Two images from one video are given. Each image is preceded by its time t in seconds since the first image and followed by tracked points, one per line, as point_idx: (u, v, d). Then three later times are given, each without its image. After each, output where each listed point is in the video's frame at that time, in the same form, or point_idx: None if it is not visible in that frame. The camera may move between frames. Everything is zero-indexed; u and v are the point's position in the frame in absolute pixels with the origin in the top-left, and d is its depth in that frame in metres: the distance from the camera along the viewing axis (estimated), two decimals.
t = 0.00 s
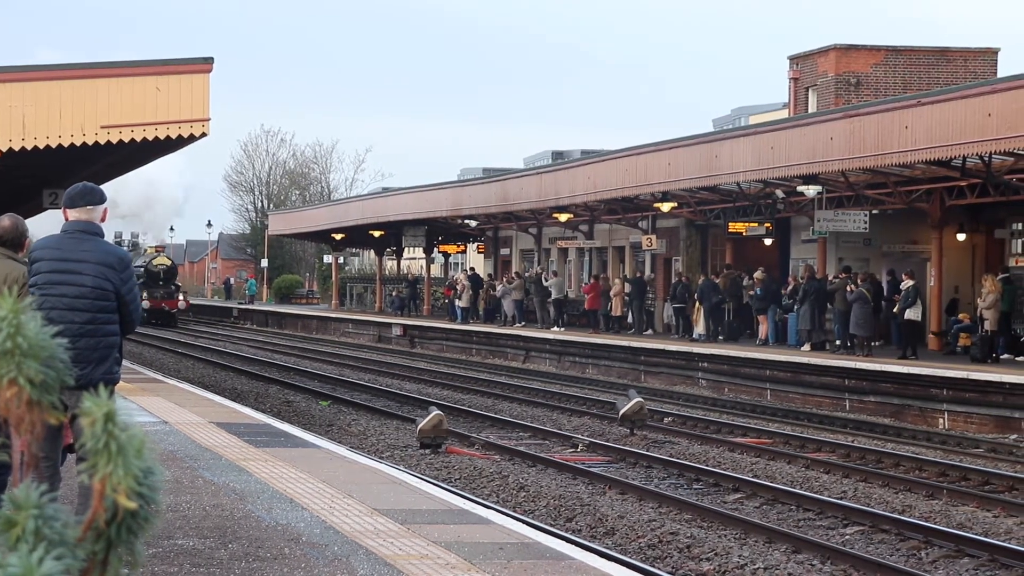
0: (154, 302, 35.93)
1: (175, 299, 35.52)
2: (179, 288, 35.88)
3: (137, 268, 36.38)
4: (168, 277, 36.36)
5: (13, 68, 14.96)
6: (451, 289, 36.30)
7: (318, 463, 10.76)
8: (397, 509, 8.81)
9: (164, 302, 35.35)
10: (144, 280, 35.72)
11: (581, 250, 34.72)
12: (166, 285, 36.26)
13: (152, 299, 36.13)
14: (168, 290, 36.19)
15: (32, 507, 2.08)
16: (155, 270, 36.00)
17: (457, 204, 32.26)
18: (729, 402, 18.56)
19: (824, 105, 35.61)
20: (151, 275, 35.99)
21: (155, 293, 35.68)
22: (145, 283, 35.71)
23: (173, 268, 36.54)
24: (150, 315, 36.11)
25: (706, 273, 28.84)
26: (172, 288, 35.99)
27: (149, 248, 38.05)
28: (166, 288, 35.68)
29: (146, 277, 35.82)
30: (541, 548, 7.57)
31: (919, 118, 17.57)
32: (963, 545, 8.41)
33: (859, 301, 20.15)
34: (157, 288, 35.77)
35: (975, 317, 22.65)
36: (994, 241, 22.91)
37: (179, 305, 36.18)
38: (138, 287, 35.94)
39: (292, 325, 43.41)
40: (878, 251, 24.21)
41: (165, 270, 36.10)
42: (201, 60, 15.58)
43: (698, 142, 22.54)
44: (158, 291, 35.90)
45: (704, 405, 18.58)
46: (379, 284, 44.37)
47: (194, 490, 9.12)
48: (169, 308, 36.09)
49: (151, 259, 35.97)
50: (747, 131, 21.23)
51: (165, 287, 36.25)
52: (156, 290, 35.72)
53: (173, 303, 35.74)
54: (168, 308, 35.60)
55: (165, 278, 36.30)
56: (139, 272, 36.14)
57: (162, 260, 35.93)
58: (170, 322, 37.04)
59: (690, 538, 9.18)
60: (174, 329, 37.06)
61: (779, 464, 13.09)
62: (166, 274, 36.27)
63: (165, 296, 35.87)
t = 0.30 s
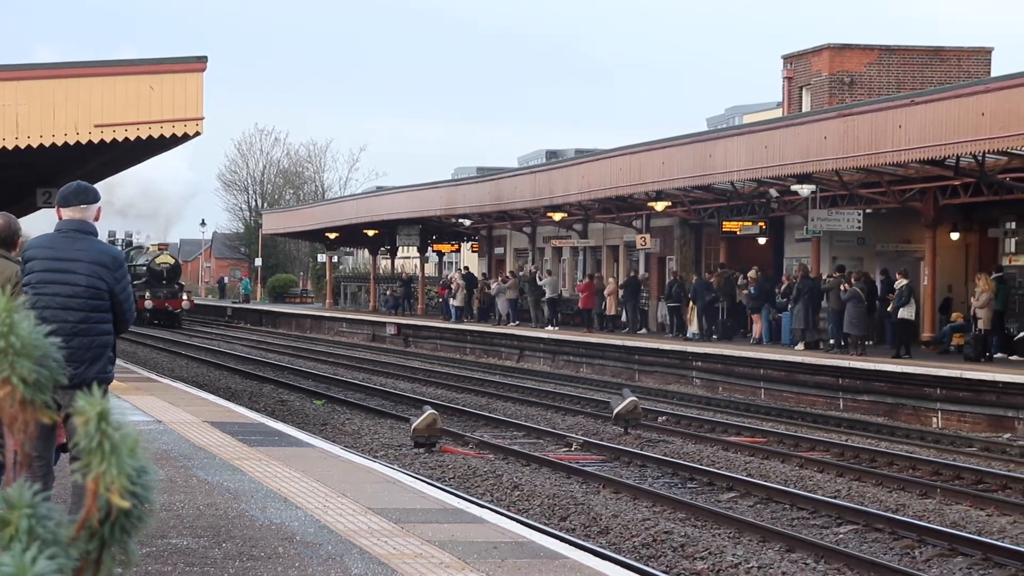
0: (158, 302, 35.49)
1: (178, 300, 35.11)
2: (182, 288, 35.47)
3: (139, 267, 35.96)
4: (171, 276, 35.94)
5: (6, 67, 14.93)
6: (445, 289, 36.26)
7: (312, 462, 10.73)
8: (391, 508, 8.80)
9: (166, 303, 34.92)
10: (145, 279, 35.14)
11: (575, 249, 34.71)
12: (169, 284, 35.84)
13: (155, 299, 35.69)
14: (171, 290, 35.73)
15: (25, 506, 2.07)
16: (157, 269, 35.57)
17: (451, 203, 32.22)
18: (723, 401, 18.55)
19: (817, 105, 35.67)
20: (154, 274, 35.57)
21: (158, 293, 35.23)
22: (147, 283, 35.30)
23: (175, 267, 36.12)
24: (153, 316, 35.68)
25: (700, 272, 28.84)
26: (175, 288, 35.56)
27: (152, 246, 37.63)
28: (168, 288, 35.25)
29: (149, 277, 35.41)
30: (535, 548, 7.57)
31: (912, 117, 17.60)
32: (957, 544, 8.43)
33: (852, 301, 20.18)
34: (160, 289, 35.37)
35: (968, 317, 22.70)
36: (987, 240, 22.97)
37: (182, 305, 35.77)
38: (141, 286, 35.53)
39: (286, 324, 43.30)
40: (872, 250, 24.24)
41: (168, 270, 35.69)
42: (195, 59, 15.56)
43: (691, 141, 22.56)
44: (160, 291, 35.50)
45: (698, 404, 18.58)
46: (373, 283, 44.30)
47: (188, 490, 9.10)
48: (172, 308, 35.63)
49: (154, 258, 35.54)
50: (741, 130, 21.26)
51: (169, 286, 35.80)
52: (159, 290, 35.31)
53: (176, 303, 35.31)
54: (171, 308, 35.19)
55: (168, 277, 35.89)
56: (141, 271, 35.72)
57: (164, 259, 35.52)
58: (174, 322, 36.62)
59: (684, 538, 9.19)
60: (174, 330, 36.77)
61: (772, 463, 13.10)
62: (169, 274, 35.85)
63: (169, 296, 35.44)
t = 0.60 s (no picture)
0: (162, 303, 35.25)
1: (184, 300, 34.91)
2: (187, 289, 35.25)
3: (144, 267, 35.75)
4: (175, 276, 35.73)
5: None
6: (440, 289, 36.23)
7: (306, 462, 10.73)
8: (386, 508, 8.80)
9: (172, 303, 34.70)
10: (151, 279, 34.91)
11: (570, 249, 34.72)
12: (174, 284, 35.63)
13: (160, 300, 35.44)
14: (177, 291, 35.49)
15: (20, 506, 2.07)
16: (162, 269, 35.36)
17: (446, 203, 32.22)
18: (718, 401, 18.56)
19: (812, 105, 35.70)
20: (159, 274, 35.35)
21: (162, 294, 35.03)
22: (152, 283, 35.09)
23: (180, 266, 35.90)
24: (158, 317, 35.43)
25: (695, 272, 28.85)
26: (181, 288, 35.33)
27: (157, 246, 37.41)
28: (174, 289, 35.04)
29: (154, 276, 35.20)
30: (530, 548, 7.57)
31: (906, 117, 17.63)
32: (951, 544, 8.44)
33: (847, 301, 20.20)
34: (165, 289, 35.15)
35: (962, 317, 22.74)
36: (982, 240, 23.01)
37: (187, 305, 35.56)
38: (146, 286, 35.32)
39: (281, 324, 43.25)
40: (867, 250, 24.24)
41: (173, 269, 35.47)
42: (190, 59, 15.56)
43: (686, 141, 22.58)
44: (165, 291, 35.29)
45: (693, 404, 18.58)
46: (368, 283, 44.27)
47: (182, 490, 9.09)
48: (178, 310, 35.34)
49: (159, 257, 35.32)
50: (736, 131, 21.28)
51: (174, 286, 35.56)
52: (165, 290, 35.09)
53: (182, 303, 35.09)
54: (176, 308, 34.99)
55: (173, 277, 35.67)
56: (145, 271, 35.50)
57: (169, 259, 35.30)
58: (179, 324, 36.36)
59: (678, 537, 9.20)
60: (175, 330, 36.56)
61: (767, 463, 13.11)
62: (174, 273, 35.63)
63: (174, 297, 35.20)
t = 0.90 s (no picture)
0: (169, 303, 35.12)
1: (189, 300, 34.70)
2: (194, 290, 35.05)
3: (149, 267, 35.55)
4: (182, 276, 35.56)
5: None
6: (435, 289, 36.22)
7: (301, 463, 10.73)
8: (381, 508, 8.81)
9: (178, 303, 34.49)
10: (156, 279, 34.86)
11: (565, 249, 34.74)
12: (180, 284, 35.44)
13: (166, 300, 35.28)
14: (182, 291, 35.39)
15: (14, 507, 2.07)
16: (168, 269, 35.16)
17: (441, 203, 32.24)
18: (712, 401, 18.58)
19: (807, 105, 35.74)
20: (165, 274, 35.15)
21: (168, 294, 34.97)
22: (158, 283, 34.89)
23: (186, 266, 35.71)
24: (164, 318, 35.24)
25: (690, 271, 28.87)
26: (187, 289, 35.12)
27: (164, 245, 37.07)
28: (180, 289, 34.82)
29: (160, 277, 35.01)
30: (525, 548, 7.58)
31: (901, 117, 17.66)
32: (946, 543, 8.46)
33: (842, 301, 20.24)
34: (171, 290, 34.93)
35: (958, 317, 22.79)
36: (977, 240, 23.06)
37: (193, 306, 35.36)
38: (151, 286, 35.12)
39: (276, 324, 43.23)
40: (862, 250, 24.32)
41: (179, 269, 35.26)
42: (185, 59, 15.56)
43: (682, 141, 22.60)
44: (171, 292, 35.10)
45: (687, 404, 18.60)
46: (363, 283, 44.26)
47: (177, 490, 9.09)
48: (183, 310, 35.10)
49: (164, 256, 35.12)
50: (731, 130, 21.31)
51: (180, 287, 35.45)
52: (171, 291, 34.88)
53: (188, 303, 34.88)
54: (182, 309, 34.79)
55: (179, 277, 35.48)
56: (150, 272, 35.25)
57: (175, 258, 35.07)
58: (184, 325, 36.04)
59: (674, 537, 9.21)
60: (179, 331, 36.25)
61: (763, 463, 13.13)
62: (180, 273, 35.43)
63: (180, 297, 35.03)
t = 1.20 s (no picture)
0: (172, 304, 34.24)
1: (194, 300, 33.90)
2: (198, 290, 34.26)
3: (151, 265, 34.74)
4: (185, 275, 34.71)
5: None
6: (428, 288, 36.19)
7: (293, 462, 10.71)
8: (373, 508, 8.81)
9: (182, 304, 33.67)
10: (159, 279, 34.03)
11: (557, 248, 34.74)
12: (183, 283, 34.65)
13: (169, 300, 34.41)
14: (186, 291, 34.53)
15: (6, 506, 2.08)
16: (171, 267, 34.37)
17: (434, 202, 32.22)
18: (705, 400, 18.60)
19: (799, 104, 35.78)
20: (168, 272, 34.36)
21: (172, 294, 34.02)
22: (161, 283, 34.09)
23: (189, 264, 34.94)
24: (167, 318, 34.42)
25: (682, 271, 28.89)
26: (191, 288, 34.32)
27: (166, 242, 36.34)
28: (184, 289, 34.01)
29: (163, 275, 34.21)
30: (517, 547, 7.59)
31: (893, 117, 17.68)
32: (938, 543, 8.48)
33: (834, 300, 20.28)
34: (174, 290, 34.12)
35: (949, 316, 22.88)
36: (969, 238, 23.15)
37: (197, 306, 34.58)
38: (153, 286, 34.31)
39: (268, 323, 43.15)
40: (854, 249, 24.37)
41: (183, 268, 34.47)
42: (178, 58, 15.54)
43: (674, 141, 22.62)
44: (174, 291, 34.28)
45: (679, 403, 18.62)
46: (355, 282, 44.22)
47: (169, 490, 9.08)
48: (187, 310, 34.19)
49: (167, 255, 34.32)
50: (723, 130, 21.33)
51: (183, 286, 34.59)
52: (174, 290, 34.07)
53: (192, 303, 34.08)
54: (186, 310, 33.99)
55: (183, 276, 34.69)
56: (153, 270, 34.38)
57: (178, 257, 34.27)
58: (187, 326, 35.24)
59: (666, 536, 9.22)
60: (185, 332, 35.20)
61: (755, 462, 13.15)
62: (183, 272, 34.65)
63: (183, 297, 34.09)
